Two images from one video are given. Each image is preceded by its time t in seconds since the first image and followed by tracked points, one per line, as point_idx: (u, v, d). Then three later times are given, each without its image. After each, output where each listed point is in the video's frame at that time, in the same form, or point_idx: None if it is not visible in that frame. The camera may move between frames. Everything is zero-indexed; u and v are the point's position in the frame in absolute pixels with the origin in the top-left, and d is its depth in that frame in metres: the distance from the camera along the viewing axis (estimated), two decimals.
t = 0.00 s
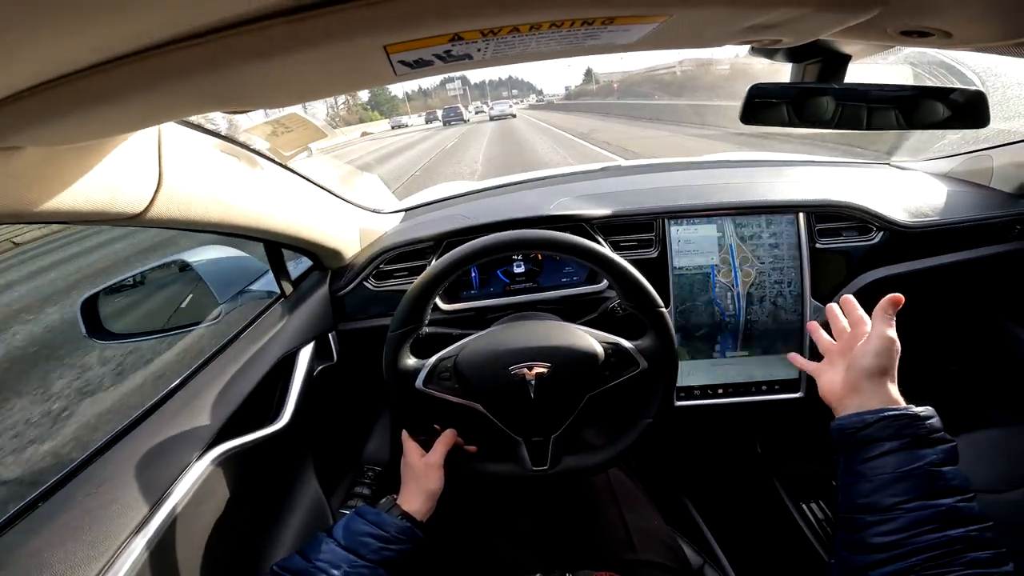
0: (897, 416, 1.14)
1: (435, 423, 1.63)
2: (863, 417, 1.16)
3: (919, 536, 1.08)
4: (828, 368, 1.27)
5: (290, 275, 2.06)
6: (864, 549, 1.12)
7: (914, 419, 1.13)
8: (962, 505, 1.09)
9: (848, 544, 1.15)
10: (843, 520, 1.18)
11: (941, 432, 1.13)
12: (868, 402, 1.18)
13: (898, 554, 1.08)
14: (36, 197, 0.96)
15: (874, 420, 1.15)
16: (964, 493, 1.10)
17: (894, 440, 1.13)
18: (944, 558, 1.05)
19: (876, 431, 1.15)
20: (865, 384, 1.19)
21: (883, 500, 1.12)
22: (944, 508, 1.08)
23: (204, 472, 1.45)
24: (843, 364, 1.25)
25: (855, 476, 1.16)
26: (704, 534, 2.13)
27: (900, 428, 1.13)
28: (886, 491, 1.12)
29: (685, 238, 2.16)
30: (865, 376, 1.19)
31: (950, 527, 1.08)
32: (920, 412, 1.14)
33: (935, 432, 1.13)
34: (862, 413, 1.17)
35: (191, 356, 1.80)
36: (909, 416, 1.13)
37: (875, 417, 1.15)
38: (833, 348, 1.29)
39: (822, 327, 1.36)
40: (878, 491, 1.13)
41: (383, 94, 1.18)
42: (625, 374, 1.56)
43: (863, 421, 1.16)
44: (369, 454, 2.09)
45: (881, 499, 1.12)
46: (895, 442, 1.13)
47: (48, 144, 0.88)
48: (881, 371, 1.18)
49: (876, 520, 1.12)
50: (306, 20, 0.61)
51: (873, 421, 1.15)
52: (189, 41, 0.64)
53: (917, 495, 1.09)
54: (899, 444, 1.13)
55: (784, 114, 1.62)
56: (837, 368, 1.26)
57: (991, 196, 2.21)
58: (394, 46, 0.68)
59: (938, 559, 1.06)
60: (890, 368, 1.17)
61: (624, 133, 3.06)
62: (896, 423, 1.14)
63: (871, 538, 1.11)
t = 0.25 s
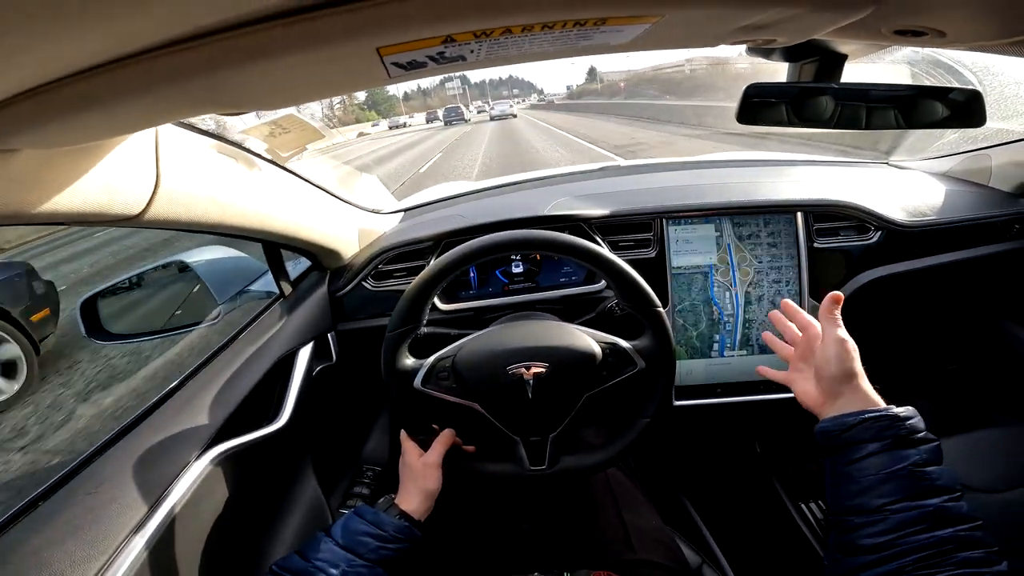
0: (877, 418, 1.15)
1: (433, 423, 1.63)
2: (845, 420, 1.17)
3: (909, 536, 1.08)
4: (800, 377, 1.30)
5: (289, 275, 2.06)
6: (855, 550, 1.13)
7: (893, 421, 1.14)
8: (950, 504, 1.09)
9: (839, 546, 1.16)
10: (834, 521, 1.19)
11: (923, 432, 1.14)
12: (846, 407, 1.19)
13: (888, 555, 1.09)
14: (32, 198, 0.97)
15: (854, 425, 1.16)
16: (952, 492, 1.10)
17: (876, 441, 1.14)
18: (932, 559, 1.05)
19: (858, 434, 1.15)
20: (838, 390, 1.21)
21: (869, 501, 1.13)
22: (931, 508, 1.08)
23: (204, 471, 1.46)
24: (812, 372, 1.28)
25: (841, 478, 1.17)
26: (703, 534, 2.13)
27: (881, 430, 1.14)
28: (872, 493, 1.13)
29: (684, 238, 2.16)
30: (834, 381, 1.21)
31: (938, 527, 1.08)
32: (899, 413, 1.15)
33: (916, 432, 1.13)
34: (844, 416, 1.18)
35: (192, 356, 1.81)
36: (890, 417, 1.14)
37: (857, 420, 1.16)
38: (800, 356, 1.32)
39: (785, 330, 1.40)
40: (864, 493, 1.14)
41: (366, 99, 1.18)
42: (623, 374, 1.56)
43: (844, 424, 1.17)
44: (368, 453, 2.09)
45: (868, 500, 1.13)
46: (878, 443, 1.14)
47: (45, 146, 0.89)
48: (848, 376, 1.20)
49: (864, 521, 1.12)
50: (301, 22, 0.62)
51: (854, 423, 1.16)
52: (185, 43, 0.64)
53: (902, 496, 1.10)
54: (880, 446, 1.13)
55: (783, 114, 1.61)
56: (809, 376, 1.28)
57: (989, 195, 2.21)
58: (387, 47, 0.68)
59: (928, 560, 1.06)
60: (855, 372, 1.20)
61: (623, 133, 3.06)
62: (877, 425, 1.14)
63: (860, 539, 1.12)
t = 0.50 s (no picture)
0: (905, 418, 1.14)
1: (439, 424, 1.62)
2: (874, 418, 1.16)
3: (927, 538, 1.07)
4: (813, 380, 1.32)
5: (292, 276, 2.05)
6: (869, 550, 1.12)
7: (926, 420, 1.13)
8: (974, 506, 1.09)
9: (855, 545, 1.15)
10: (851, 520, 1.18)
11: (954, 433, 1.12)
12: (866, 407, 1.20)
13: (905, 556, 1.08)
14: (39, 197, 0.96)
15: (879, 424, 1.16)
16: (977, 494, 1.10)
17: (904, 441, 1.13)
18: (954, 562, 1.05)
19: (886, 433, 1.15)
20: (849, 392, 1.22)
21: (893, 501, 1.12)
22: (955, 509, 1.08)
23: (209, 472, 1.43)
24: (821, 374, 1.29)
25: (865, 476, 1.17)
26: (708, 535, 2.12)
27: (910, 430, 1.13)
28: (897, 492, 1.12)
29: (688, 238, 2.15)
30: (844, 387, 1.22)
31: (961, 530, 1.07)
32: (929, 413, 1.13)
33: (948, 433, 1.12)
34: (874, 414, 1.17)
35: (195, 358, 1.80)
36: (921, 417, 1.13)
37: (886, 419, 1.15)
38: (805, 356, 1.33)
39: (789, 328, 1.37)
40: (888, 491, 1.13)
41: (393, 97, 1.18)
42: (629, 374, 1.56)
43: (872, 422, 1.16)
44: (373, 453, 2.08)
45: (892, 499, 1.12)
46: (907, 443, 1.13)
47: (53, 143, 0.88)
48: (859, 378, 1.21)
49: (885, 521, 1.12)
50: (316, 18, 0.61)
51: (883, 422, 1.15)
52: (198, 38, 0.64)
53: (926, 497, 1.09)
54: (909, 445, 1.13)
55: (785, 115, 1.61)
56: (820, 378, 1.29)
57: (991, 195, 2.19)
58: (403, 43, 0.67)
59: (946, 561, 1.05)
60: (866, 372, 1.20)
61: (625, 133, 3.06)
62: (907, 424, 1.13)
63: (876, 539, 1.12)
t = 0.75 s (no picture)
0: (924, 411, 1.14)
1: (442, 424, 1.62)
2: (893, 411, 1.17)
3: (937, 532, 1.08)
4: (860, 363, 1.28)
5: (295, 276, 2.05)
6: (880, 543, 1.13)
7: (943, 415, 1.13)
8: (984, 502, 1.10)
9: (864, 538, 1.16)
10: (861, 514, 1.19)
11: (969, 429, 1.13)
12: (899, 395, 1.19)
13: (914, 549, 1.09)
14: (49, 198, 0.97)
15: (900, 416, 1.16)
16: (987, 490, 1.11)
17: (919, 435, 1.14)
18: (961, 555, 1.06)
19: (902, 426, 1.15)
20: (899, 376, 1.20)
21: (905, 495, 1.12)
22: (965, 505, 1.09)
23: (214, 471, 1.44)
24: (876, 360, 1.26)
25: (877, 470, 1.17)
26: (709, 535, 2.13)
27: (926, 424, 1.14)
28: (910, 485, 1.12)
29: (690, 238, 2.16)
30: (903, 368, 1.20)
31: (971, 523, 1.08)
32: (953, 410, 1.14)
33: (962, 429, 1.13)
34: (892, 407, 1.17)
35: (197, 359, 1.80)
36: (938, 412, 1.13)
37: (907, 412, 1.15)
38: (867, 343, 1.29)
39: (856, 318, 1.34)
40: (900, 485, 1.13)
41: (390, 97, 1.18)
42: (631, 374, 1.57)
43: (891, 415, 1.17)
44: (373, 454, 2.07)
45: (902, 493, 1.13)
46: (921, 438, 1.14)
47: (62, 142, 0.89)
48: (920, 368, 1.19)
49: (894, 515, 1.13)
50: (326, 20, 0.62)
51: (902, 416, 1.15)
52: (209, 40, 0.64)
53: (938, 491, 1.10)
54: (924, 440, 1.13)
55: (785, 115, 1.63)
56: (870, 363, 1.26)
57: (991, 196, 2.20)
58: (411, 45, 0.68)
59: (954, 556, 1.06)
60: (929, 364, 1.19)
61: (626, 134, 3.06)
62: (924, 419, 1.14)
63: (885, 533, 1.12)
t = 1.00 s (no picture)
0: (929, 411, 1.14)
1: (444, 425, 1.62)
2: (898, 411, 1.16)
3: (942, 532, 1.08)
4: (867, 367, 1.26)
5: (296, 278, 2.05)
6: (885, 543, 1.12)
7: (947, 415, 1.13)
8: (988, 502, 1.10)
9: (868, 538, 1.16)
10: (865, 514, 1.19)
11: (972, 429, 1.14)
12: (905, 394, 1.18)
13: (918, 549, 1.09)
14: (51, 203, 0.97)
15: (904, 416, 1.15)
16: (990, 491, 1.11)
17: (924, 435, 1.14)
18: (967, 554, 1.06)
19: (907, 426, 1.15)
20: (906, 375, 1.19)
21: (909, 494, 1.12)
22: (970, 504, 1.09)
23: (215, 474, 1.45)
24: (884, 365, 1.24)
25: (881, 470, 1.17)
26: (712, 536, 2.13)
27: (931, 424, 1.14)
28: (914, 485, 1.13)
29: (691, 239, 2.16)
30: (909, 368, 1.19)
31: (975, 523, 1.08)
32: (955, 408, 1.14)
33: (966, 429, 1.13)
34: (896, 407, 1.17)
35: (199, 361, 1.80)
36: (943, 412, 1.14)
37: (908, 412, 1.15)
38: (875, 349, 1.28)
39: (863, 330, 1.33)
40: (904, 485, 1.13)
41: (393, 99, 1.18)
42: (633, 377, 1.57)
43: (895, 415, 1.16)
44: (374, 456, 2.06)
45: (906, 493, 1.13)
46: (925, 438, 1.14)
47: (64, 147, 0.89)
48: (928, 371, 1.19)
49: (899, 515, 1.12)
50: (331, 24, 0.62)
51: (907, 415, 1.15)
52: (215, 43, 0.64)
53: (942, 490, 1.10)
54: (929, 440, 1.13)
55: (785, 116, 1.63)
56: (877, 367, 1.25)
57: (993, 195, 2.20)
58: (414, 49, 0.68)
59: (960, 556, 1.06)
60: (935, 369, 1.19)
61: (627, 134, 3.06)
62: (928, 419, 1.14)
63: (891, 533, 1.12)
